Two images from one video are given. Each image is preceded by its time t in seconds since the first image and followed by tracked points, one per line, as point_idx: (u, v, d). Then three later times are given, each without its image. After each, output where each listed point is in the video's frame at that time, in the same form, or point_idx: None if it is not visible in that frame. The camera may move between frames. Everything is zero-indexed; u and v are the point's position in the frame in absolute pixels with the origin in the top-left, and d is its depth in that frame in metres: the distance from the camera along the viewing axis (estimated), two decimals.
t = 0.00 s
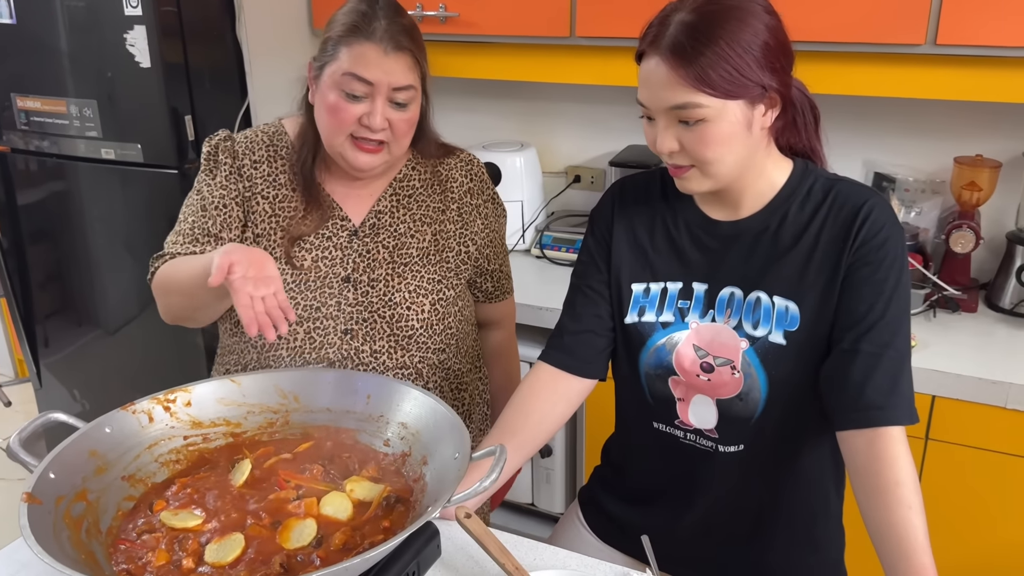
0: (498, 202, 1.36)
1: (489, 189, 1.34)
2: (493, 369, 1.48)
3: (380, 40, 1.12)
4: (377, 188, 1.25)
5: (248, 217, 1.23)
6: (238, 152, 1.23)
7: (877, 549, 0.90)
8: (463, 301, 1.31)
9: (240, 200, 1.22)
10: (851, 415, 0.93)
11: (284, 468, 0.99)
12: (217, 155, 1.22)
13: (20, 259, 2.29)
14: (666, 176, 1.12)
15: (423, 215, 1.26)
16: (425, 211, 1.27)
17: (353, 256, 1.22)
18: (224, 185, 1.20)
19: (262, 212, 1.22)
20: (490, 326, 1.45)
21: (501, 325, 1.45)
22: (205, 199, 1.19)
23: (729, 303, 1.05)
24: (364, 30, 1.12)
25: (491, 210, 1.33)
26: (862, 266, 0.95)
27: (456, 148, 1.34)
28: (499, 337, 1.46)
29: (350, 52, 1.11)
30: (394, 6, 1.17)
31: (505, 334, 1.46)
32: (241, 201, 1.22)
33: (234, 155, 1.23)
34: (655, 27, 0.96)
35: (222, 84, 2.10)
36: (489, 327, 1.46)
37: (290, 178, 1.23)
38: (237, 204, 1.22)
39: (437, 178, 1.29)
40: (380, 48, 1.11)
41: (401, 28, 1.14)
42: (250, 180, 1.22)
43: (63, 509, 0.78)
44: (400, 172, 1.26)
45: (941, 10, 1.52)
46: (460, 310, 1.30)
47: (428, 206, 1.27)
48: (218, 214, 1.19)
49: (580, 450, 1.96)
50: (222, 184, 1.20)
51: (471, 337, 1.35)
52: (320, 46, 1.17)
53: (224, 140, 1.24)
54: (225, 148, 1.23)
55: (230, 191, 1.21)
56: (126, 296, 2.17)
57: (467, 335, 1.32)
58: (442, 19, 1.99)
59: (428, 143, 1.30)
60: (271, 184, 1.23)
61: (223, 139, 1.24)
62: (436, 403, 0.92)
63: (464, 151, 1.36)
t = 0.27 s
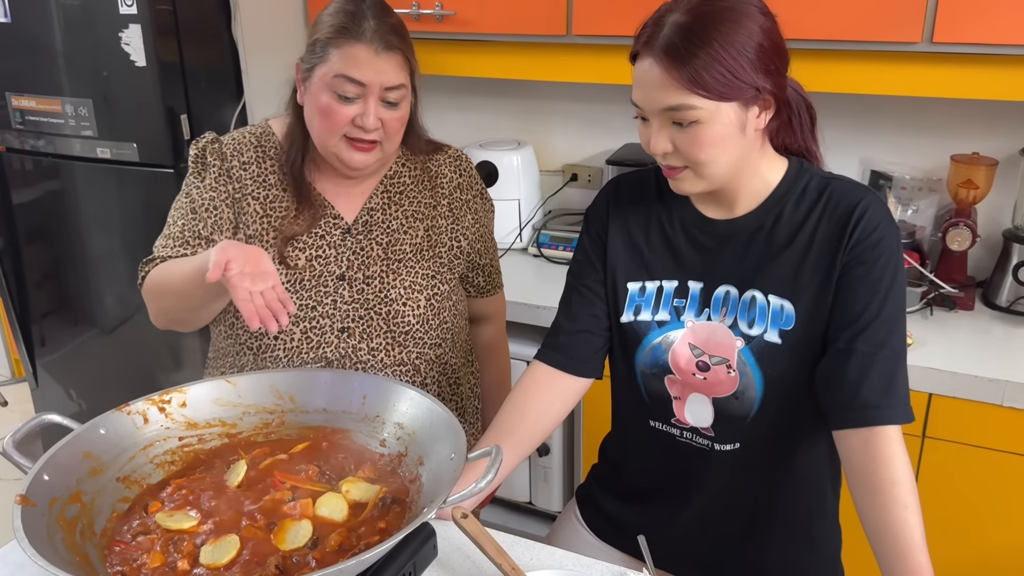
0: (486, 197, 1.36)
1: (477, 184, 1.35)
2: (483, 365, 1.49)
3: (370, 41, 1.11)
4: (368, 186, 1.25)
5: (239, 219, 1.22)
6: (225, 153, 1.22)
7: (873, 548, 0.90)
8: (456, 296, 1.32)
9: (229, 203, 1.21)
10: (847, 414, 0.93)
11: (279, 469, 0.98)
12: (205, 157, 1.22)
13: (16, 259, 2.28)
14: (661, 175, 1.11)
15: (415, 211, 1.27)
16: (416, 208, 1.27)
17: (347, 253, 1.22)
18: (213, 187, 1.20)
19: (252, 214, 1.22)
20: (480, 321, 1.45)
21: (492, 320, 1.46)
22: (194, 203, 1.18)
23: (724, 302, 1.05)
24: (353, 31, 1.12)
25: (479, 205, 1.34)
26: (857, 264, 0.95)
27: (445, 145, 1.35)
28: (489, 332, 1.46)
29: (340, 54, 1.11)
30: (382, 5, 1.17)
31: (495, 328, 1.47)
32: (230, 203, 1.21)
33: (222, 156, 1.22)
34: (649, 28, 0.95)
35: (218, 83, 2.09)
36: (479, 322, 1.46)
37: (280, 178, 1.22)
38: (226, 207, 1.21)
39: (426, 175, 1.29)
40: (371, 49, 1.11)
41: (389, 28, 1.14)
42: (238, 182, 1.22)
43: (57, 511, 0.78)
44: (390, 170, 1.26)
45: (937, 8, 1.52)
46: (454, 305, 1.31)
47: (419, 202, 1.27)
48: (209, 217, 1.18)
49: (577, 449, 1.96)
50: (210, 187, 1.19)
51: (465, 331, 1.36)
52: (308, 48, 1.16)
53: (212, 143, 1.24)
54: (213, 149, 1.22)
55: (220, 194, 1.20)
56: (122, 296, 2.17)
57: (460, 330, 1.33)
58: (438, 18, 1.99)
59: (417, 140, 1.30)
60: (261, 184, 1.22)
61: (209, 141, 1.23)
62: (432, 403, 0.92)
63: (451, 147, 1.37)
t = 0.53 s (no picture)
0: (475, 194, 1.37)
1: (466, 181, 1.36)
2: (475, 361, 1.50)
3: (349, 41, 1.11)
4: (357, 184, 1.25)
5: (228, 220, 1.21)
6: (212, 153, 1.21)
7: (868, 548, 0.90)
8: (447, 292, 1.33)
9: (217, 203, 1.20)
10: (840, 412, 0.93)
11: (274, 469, 0.98)
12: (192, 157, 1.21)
13: (12, 258, 2.28)
14: (655, 173, 1.11)
15: (405, 209, 1.27)
16: (406, 206, 1.27)
17: (338, 251, 1.22)
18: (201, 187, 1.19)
19: (241, 213, 1.21)
20: (473, 318, 1.47)
21: (483, 316, 1.46)
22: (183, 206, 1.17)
23: (718, 300, 1.05)
24: (333, 31, 1.11)
25: (468, 202, 1.35)
26: (850, 263, 0.95)
27: (433, 142, 1.35)
28: (481, 328, 1.48)
29: (321, 54, 1.11)
30: (364, 4, 1.17)
31: (486, 325, 1.48)
32: (218, 203, 1.20)
33: (209, 156, 1.22)
34: (644, 25, 0.95)
35: (214, 82, 2.09)
36: (471, 319, 1.47)
37: (269, 178, 1.22)
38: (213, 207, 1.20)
39: (416, 172, 1.29)
40: (351, 49, 1.11)
41: (371, 27, 1.14)
42: (225, 182, 1.21)
43: (50, 511, 0.78)
44: (379, 167, 1.26)
45: (932, 6, 1.52)
46: (445, 302, 1.31)
47: (409, 200, 1.28)
48: (195, 218, 1.17)
49: (574, 447, 1.96)
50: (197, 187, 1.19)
51: (456, 328, 1.36)
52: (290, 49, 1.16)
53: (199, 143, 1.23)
54: (200, 149, 1.22)
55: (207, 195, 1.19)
56: (117, 295, 2.17)
57: (452, 326, 1.33)
58: (434, 16, 1.99)
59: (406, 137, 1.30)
60: (250, 183, 1.21)
61: (197, 141, 1.22)
62: (426, 402, 0.92)
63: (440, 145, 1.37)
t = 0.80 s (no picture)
0: (472, 192, 1.36)
1: (463, 180, 1.35)
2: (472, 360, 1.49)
3: (340, 45, 1.10)
4: (351, 181, 1.25)
5: (221, 218, 1.20)
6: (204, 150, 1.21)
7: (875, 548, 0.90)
8: (443, 292, 1.32)
9: (209, 201, 1.20)
10: (846, 412, 0.92)
11: (277, 468, 0.98)
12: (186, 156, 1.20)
13: (12, 257, 2.27)
14: (658, 172, 1.11)
15: (400, 207, 1.26)
16: (401, 204, 1.26)
17: (332, 250, 1.22)
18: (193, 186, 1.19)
19: (234, 212, 1.20)
20: (470, 317, 1.46)
21: (481, 315, 1.46)
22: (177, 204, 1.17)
23: (722, 299, 1.04)
24: (323, 34, 1.10)
25: (465, 200, 1.34)
26: (855, 261, 0.95)
27: (430, 141, 1.34)
28: (479, 328, 1.47)
29: (311, 57, 1.10)
30: (355, 5, 1.15)
31: (484, 324, 1.47)
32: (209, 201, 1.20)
33: (202, 154, 1.21)
34: (650, 19, 0.95)
35: (214, 80, 2.08)
36: (468, 318, 1.46)
37: (263, 176, 1.22)
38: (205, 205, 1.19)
39: (411, 171, 1.29)
40: (341, 53, 1.10)
41: (363, 31, 1.13)
42: (217, 180, 1.20)
43: (52, 511, 0.77)
44: (374, 165, 1.26)
45: (936, 4, 1.52)
46: (441, 300, 1.30)
47: (404, 198, 1.27)
48: (185, 214, 1.17)
49: (575, 446, 1.96)
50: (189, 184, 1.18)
51: (452, 327, 1.36)
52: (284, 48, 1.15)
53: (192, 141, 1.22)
54: (193, 147, 1.21)
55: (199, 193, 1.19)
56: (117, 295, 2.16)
57: (447, 326, 1.33)
58: (436, 14, 1.98)
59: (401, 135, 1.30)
60: (242, 182, 1.21)
61: (191, 139, 1.22)
62: (430, 401, 0.91)
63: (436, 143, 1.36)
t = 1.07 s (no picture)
0: (473, 193, 1.36)
1: (463, 180, 1.34)
2: (474, 362, 1.49)
3: (333, 43, 1.10)
4: (350, 182, 1.25)
5: (219, 220, 1.22)
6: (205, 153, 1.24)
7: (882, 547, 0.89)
8: (442, 293, 1.30)
9: (208, 203, 1.22)
10: (852, 412, 0.92)
11: (283, 467, 0.98)
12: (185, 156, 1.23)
13: (15, 256, 2.27)
14: (665, 171, 1.10)
15: (397, 208, 1.26)
16: (399, 204, 1.26)
17: (327, 251, 1.21)
18: (191, 187, 1.22)
19: (232, 213, 1.22)
20: (473, 318, 1.45)
21: (483, 316, 1.45)
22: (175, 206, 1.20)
23: (728, 298, 1.04)
24: (316, 32, 1.10)
25: (465, 200, 1.33)
26: (862, 261, 0.95)
27: (431, 141, 1.34)
28: (482, 329, 1.47)
29: (305, 56, 1.10)
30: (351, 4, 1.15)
31: (486, 325, 1.47)
32: (208, 202, 1.22)
33: (202, 156, 1.24)
34: (659, 16, 0.94)
35: (218, 79, 2.07)
36: (471, 319, 1.46)
37: (260, 178, 1.23)
38: (203, 207, 1.22)
39: (410, 171, 1.28)
40: (334, 50, 1.10)
41: (357, 28, 1.13)
42: (216, 182, 1.23)
43: (60, 510, 0.77)
44: (373, 166, 1.26)
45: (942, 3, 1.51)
46: (440, 302, 1.29)
47: (402, 199, 1.27)
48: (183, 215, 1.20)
49: (579, 446, 1.96)
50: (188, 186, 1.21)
51: (452, 329, 1.34)
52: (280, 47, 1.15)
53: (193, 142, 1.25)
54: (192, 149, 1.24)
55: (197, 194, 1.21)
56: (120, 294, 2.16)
57: (446, 329, 1.31)
58: (440, 13, 1.98)
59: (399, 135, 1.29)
60: (241, 184, 1.23)
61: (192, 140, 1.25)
62: (437, 400, 0.91)
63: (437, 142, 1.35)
